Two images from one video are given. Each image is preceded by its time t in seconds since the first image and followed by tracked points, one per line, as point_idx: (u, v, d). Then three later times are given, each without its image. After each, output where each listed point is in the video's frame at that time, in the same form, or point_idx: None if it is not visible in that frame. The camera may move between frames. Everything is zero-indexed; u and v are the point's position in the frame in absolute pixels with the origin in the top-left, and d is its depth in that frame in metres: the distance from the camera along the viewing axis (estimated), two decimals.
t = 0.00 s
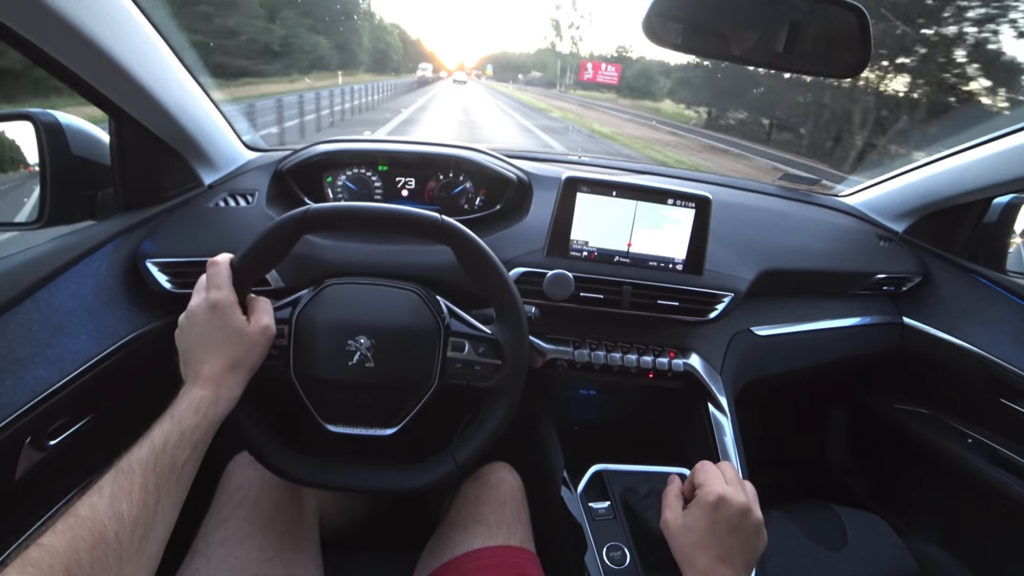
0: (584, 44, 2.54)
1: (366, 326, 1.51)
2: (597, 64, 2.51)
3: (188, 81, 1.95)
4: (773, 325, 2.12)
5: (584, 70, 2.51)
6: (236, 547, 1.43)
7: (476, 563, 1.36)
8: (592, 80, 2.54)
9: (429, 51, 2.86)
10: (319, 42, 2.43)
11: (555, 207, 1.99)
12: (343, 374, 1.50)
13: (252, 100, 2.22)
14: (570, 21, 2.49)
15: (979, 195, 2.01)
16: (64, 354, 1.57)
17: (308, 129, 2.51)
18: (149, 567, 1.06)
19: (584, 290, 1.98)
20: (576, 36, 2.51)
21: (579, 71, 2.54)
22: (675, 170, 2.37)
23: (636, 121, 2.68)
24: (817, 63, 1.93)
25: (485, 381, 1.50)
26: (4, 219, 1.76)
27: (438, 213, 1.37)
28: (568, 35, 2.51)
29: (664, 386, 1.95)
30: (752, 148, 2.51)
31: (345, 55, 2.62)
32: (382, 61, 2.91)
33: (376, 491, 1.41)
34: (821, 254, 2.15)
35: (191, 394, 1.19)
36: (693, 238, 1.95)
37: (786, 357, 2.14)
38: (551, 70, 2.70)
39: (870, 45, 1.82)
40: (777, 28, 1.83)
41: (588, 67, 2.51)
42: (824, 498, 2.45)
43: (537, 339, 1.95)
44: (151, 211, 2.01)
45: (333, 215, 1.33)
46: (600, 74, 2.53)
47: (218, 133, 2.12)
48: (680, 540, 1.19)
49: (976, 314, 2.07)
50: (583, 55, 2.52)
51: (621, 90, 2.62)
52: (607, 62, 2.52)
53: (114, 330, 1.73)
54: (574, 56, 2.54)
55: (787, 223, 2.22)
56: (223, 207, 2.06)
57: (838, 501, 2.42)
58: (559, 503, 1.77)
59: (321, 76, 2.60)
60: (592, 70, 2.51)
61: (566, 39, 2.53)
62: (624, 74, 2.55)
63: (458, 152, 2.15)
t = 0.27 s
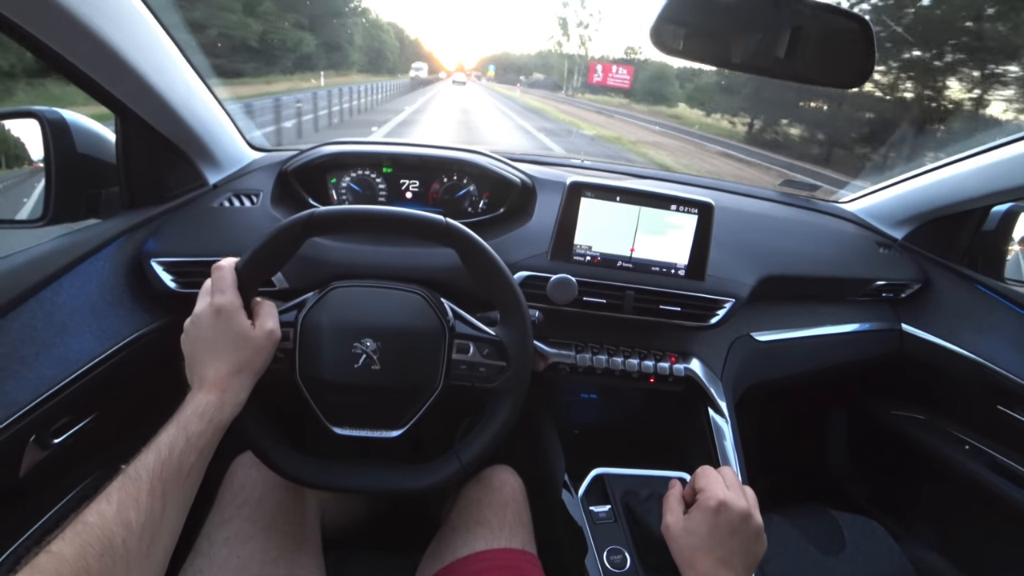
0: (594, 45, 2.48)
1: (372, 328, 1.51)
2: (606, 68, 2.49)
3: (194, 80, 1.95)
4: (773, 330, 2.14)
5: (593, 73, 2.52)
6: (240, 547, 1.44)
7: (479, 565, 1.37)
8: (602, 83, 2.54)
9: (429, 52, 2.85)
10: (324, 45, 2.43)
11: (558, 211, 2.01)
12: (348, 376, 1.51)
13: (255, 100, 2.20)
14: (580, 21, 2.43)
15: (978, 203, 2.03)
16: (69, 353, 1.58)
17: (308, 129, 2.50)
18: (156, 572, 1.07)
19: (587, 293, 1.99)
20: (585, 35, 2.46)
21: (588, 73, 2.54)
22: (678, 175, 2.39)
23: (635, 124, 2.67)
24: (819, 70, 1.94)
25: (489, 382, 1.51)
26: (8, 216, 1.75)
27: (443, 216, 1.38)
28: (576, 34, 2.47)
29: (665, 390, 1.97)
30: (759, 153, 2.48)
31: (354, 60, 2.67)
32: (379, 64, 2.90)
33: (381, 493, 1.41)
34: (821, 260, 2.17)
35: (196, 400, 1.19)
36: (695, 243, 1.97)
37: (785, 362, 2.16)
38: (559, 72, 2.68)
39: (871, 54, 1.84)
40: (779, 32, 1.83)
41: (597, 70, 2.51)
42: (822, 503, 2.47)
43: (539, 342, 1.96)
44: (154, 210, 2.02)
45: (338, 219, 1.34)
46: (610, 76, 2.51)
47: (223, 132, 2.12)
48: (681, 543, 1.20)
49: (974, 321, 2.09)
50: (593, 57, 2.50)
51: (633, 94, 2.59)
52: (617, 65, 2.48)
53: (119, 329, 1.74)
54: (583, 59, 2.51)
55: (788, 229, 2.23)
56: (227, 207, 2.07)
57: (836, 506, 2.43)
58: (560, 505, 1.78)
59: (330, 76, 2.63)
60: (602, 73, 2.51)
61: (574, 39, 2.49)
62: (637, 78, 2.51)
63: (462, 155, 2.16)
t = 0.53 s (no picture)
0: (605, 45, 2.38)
1: (363, 326, 1.50)
2: (620, 68, 2.38)
3: (191, 78, 1.95)
4: (769, 333, 2.13)
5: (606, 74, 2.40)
6: (231, 546, 1.43)
7: (470, 566, 1.36)
8: (615, 85, 2.43)
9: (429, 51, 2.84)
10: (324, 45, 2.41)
11: (555, 211, 2.00)
12: (339, 375, 1.50)
13: (252, 96, 2.21)
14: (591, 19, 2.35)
15: (978, 207, 2.02)
16: (60, 349, 1.56)
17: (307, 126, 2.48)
18: None
19: (583, 294, 1.98)
20: (597, 34, 2.37)
21: (600, 74, 2.43)
22: (676, 176, 2.38)
23: (631, 124, 2.56)
24: (819, 73, 1.93)
25: (482, 379, 1.49)
26: None
27: (432, 212, 1.36)
28: (587, 32, 2.39)
29: (660, 391, 1.96)
30: (760, 158, 2.42)
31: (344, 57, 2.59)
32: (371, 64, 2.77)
33: (373, 492, 1.40)
34: (818, 263, 2.16)
35: (185, 403, 1.18)
36: (692, 244, 1.96)
37: (782, 366, 2.15)
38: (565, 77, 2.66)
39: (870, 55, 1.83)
40: (780, 35, 1.81)
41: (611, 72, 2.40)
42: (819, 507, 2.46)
43: (534, 342, 1.95)
44: (149, 206, 2.00)
45: (327, 217, 1.33)
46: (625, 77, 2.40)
47: (219, 128, 2.12)
48: (674, 547, 1.18)
49: (972, 325, 2.08)
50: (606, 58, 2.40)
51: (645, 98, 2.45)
52: (632, 66, 2.38)
53: (111, 325, 1.73)
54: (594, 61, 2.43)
55: (787, 231, 2.22)
56: (222, 204, 2.06)
57: (832, 511, 2.42)
58: (553, 507, 1.77)
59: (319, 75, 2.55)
60: (615, 75, 2.40)
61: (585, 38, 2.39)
62: (651, 81, 2.39)
63: (460, 154, 2.15)
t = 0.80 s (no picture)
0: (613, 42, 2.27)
1: (363, 324, 1.50)
2: (631, 67, 2.29)
3: (187, 78, 1.95)
4: (767, 330, 2.13)
5: (617, 74, 2.30)
6: (230, 545, 1.43)
7: (470, 564, 1.37)
8: (627, 85, 2.32)
9: (427, 51, 2.83)
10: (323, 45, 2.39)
11: (552, 209, 2.00)
12: (338, 374, 1.50)
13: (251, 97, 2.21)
14: (598, 13, 2.22)
15: (975, 203, 2.02)
16: (58, 349, 1.56)
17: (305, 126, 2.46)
18: None
19: (581, 292, 1.99)
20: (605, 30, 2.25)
21: (610, 74, 2.32)
22: (673, 174, 2.38)
23: (635, 124, 2.45)
24: (816, 70, 1.93)
25: (481, 376, 1.50)
26: None
27: (430, 210, 1.37)
28: (594, 28, 2.26)
29: (659, 389, 1.96)
30: (772, 159, 2.36)
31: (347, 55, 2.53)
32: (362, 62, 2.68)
33: (373, 491, 1.41)
34: (816, 260, 2.16)
35: (184, 404, 1.18)
36: (690, 242, 1.96)
37: (780, 363, 2.16)
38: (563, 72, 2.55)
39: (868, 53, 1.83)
40: (777, 33, 1.82)
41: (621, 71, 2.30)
42: (817, 503, 2.46)
43: (532, 341, 1.95)
44: (146, 206, 2.00)
45: (324, 216, 1.33)
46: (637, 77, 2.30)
47: (216, 128, 2.11)
48: (672, 544, 1.19)
49: (970, 321, 2.08)
50: (616, 56, 2.30)
51: (658, 99, 2.35)
52: (644, 65, 2.29)
53: (109, 326, 1.73)
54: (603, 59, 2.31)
55: (784, 228, 2.22)
56: (219, 204, 2.06)
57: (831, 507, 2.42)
58: (552, 505, 1.77)
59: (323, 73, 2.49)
60: (625, 75, 2.30)
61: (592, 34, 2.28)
62: (666, 80, 2.30)
63: (457, 152, 2.15)
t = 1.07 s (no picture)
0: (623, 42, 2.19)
1: (360, 327, 1.52)
2: (646, 68, 2.27)
3: (183, 81, 1.95)
4: (763, 330, 2.14)
5: (631, 74, 2.28)
6: (228, 548, 1.44)
7: (468, 565, 1.37)
8: (641, 87, 2.31)
9: (424, 53, 2.83)
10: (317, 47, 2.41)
11: (549, 211, 2.00)
12: (335, 377, 1.51)
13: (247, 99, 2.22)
14: (609, 10, 2.17)
15: (969, 204, 2.03)
16: (55, 353, 1.57)
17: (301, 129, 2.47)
18: None
19: (577, 294, 1.99)
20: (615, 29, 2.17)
21: (623, 75, 2.30)
22: (668, 175, 2.40)
23: (636, 125, 2.50)
24: (811, 72, 1.94)
25: (479, 378, 1.51)
26: None
27: (425, 214, 1.37)
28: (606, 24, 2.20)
29: (655, 390, 1.97)
30: (773, 159, 2.36)
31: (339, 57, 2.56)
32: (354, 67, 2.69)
33: (372, 493, 1.41)
34: (811, 260, 2.17)
35: (182, 408, 1.18)
36: (686, 244, 1.97)
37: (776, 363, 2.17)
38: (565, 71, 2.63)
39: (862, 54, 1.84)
40: (772, 34, 1.83)
41: (637, 73, 2.28)
42: (815, 503, 2.47)
43: (529, 342, 1.96)
44: (143, 210, 2.01)
45: (319, 220, 1.34)
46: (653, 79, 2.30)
47: (212, 132, 2.12)
48: (669, 544, 1.19)
49: (965, 321, 2.09)
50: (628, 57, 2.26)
51: (677, 103, 2.35)
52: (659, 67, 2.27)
53: (107, 330, 1.74)
54: (615, 60, 2.28)
55: (779, 229, 2.23)
56: (217, 207, 2.06)
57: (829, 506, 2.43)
58: (550, 506, 1.78)
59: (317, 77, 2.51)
60: (639, 76, 2.28)
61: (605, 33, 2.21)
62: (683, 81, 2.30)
63: (454, 155, 2.15)
